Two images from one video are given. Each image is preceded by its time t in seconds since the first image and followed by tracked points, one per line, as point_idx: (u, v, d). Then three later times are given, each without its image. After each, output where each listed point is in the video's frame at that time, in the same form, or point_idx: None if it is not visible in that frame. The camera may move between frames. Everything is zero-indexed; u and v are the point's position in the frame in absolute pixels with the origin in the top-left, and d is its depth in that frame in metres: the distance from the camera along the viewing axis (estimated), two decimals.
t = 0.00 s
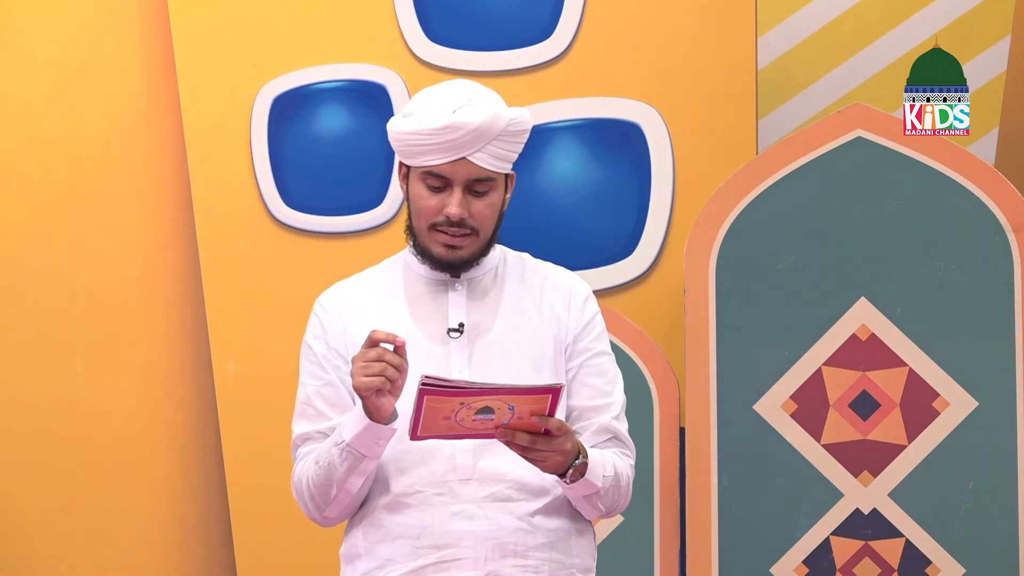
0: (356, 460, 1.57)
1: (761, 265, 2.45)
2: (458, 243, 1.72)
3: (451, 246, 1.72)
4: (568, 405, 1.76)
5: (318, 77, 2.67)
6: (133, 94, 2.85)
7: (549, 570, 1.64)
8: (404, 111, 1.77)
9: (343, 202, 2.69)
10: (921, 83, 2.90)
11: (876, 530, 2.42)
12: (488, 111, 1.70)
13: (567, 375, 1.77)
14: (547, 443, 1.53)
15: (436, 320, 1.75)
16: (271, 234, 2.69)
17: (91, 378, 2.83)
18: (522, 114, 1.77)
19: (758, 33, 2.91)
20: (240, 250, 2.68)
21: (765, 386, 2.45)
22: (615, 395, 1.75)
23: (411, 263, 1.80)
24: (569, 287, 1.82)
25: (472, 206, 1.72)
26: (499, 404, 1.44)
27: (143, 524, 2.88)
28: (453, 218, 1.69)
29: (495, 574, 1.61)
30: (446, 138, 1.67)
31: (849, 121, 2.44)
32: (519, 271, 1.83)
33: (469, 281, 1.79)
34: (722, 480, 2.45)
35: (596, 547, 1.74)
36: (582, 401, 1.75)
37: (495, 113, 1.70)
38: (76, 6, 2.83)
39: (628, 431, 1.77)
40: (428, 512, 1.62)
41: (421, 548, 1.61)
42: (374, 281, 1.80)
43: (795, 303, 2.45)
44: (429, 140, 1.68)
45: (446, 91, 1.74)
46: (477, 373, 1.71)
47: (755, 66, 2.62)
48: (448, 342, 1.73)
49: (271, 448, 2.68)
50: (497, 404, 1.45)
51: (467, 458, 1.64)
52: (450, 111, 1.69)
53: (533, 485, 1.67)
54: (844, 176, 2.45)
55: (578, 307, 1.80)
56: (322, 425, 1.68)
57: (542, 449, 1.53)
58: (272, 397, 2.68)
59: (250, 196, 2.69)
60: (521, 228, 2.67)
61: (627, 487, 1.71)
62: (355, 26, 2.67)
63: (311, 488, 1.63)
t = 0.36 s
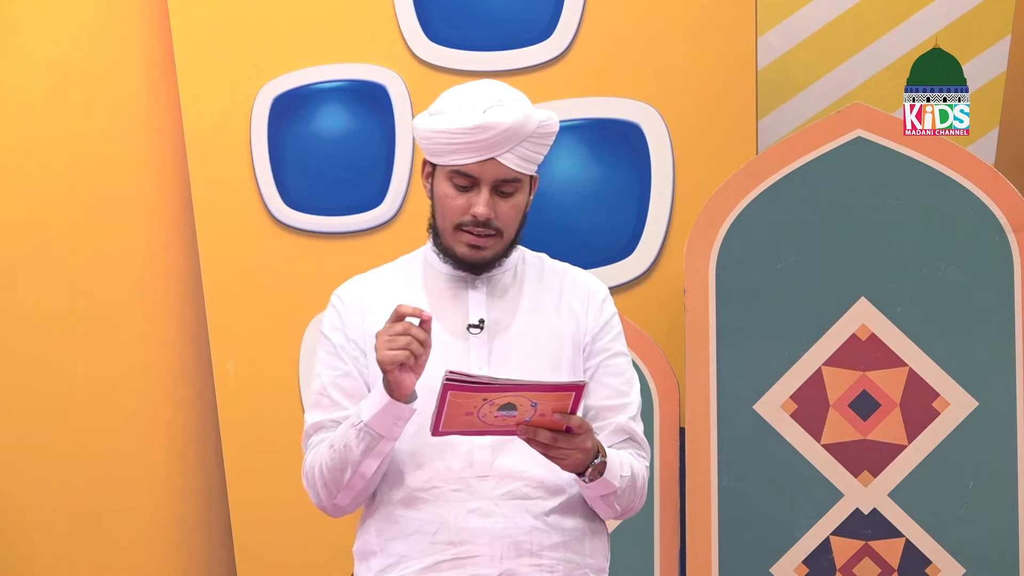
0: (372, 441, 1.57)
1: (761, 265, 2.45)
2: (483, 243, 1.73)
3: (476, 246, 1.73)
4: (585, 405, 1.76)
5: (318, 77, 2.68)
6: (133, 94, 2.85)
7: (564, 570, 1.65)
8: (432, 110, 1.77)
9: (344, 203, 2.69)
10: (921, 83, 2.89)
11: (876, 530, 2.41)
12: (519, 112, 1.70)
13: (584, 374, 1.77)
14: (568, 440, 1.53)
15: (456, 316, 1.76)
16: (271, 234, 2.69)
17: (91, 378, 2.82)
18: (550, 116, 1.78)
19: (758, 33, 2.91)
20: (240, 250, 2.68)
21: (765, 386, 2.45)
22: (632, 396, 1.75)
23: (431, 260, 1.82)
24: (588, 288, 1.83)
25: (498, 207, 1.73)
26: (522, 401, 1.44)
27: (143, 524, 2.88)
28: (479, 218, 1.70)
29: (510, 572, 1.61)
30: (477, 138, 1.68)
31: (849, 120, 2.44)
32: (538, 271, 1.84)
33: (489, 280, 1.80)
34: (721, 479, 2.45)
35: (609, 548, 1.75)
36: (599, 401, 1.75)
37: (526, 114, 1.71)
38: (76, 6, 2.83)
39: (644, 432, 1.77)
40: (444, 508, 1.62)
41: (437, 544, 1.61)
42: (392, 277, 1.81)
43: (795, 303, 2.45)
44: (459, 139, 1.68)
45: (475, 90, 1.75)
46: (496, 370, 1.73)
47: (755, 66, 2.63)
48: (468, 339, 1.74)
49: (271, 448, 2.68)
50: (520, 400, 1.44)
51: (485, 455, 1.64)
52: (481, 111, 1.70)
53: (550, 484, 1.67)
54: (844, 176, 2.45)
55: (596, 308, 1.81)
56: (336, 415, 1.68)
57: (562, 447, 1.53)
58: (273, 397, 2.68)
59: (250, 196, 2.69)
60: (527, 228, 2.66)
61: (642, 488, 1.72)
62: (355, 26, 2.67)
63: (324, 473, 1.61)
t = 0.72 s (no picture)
0: (388, 405, 1.60)
1: (761, 265, 2.45)
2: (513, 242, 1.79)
3: (506, 246, 1.79)
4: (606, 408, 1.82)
5: (318, 77, 2.67)
6: (133, 94, 2.85)
7: (580, 572, 1.69)
8: (466, 107, 1.82)
9: (344, 203, 2.69)
10: (921, 83, 2.89)
11: (876, 530, 2.41)
12: (555, 112, 1.76)
13: (605, 376, 1.84)
14: (592, 446, 1.57)
15: (479, 315, 1.82)
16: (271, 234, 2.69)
17: (91, 378, 2.82)
18: (582, 116, 1.84)
19: (758, 33, 2.91)
20: (239, 250, 2.68)
21: (765, 386, 2.45)
22: (652, 401, 1.82)
23: (454, 259, 1.89)
24: (608, 292, 1.90)
25: (530, 206, 1.78)
26: (548, 405, 1.47)
27: (143, 524, 2.88)
28: (511, 217, 1.76)
29: (527, 572, 1.65)
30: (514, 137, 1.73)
31: (849, 120, 2.44)
32: (560, 274, 1.90)
33: (512, 280, 1.86)
34: (722, 480, 2.45)
35: (624, 551, 1.80)
36: (619, 405, 1.81)
37: (562, 115, 1.77)
38: (76, 6, 2.83)
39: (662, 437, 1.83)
40: (462, 507, 1.67)
41: (454, 543, 1.66)
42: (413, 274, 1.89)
43: (796, 303, 2.45)
44: (497, 137, 1.74)
45: (510, 89, 1.80)
46: (518, 369, 1.79)
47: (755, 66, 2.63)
48: (490, 339, 1.80)
49: (271, 448, 2.68)
50: (546, 405, 1.47)
51: (504, 455, 1.69)
52: (517, 110, 1.75)
53: (568, 486, 1.72)
54: (844, 176, 2.45)
55: (618, 312, 1.88)
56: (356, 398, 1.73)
57: (586, 452, 1.57)
58: (273, 397, 2.68)
59: (250, 196, 2.69)
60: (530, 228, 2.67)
61: (661, 493, 1.75)
62: (355, 26, 2.67)
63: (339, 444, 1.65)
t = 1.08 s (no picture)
0: (433, 363, 1.52)
1: (761, 265, 2.46)
2: (547, 231, 1.71)
3: (541, 235, 1.70)
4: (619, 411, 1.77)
5: (318, 77, 2.67)
6: (132, 94, 2.85)
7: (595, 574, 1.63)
8: (492, 99, 1.76)
9: (344, 203, 2.69)
10: (921, 83, 2.89)
11: (876, 530, 2.41)
12: (591, 96, 1.72)
13: (620, 379, 1.78)
14: (605, 460, 1.54)
15: (498, 315, 1.75)
16: (271, 234, 2.68)
17: (91, 378, 2.82)
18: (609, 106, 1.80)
19: (758, 33, 2.91)
20: (239, 250, 2.68)
21: (765, 386, 2.45)
22: (665, 405, 1.77)
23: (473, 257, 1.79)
24: (623, 293, 1.84)
25: (565, 194, 1.71)
26: (562, 421, 1.43)
27: (143, 524, 2.87)
28: (549, 203, 1.68)
29: (543, 573, 1.58)
30: (552, 120, 1.68)
31: (848, 120, 2.45)
32: (576, 275, 1.84)
33: (531, 278, 1.79)
34: (722, 479, 2.46)
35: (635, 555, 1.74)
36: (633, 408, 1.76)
37: (597, 100, 1.73)
38: (76, 6, 2.83)
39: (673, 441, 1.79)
40: (480, 505, 1.60)
41: (471, 540, 1.59)
42: (433, 266, 1.77)
43: (796, 303, 2.45)
44: (533, 121, 1.68)
45: (540, 78, 1.75)
46: (538, 370, 1.71)
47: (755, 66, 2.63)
48: (510, 338, 1.72)
49: (271, 448, 2.68)
50: (560, 420, 1.43)
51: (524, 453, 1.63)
52: (552, 95, 1.70)
53: (586, 486, 1.66)
54: (845, 176, 2.45)
55: (633, 314, 1.82)
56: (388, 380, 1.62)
57: (600, 467, 1.54)
58: (273, 397, 2.68)
59: (250, 196, 2.69)
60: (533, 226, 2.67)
61: (671, 499, 1.71)
62: (355, 25, 2.67)
63: (377, 413, 1.54)
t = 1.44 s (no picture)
0: (513, 397, 1.50)
1: (761, 265, 2.45)
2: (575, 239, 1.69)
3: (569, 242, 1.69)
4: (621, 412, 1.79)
5: (318, 77, 2.67)
6: (132, 94, 2.85)
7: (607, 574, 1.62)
8: (519, 106, 1.73)
9: (344, 203, 2.69)
10: (921, 83, 2.89)
11: (876, 530, 2.41)
12: (622, 108, 1.74)
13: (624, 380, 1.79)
14: (622, 471, 1.56)
15: (513, 315, 1.71)
16: (271, 234, 2.69)
17: (92, 378, 2.83)
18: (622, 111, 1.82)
19: (759, 32, 2.90)
20: (239, 250, 2.68)
21: (765, 386, 2.45)
22: (664, 406, 1.79)
23: (484, 258, 1.76)
24: (624, 295, 1.85)
25: (595, 204, 1.71)
26: (585, 433, 1.43)
27: (142, 525, 2.87)
28: (583, 213, 1.67)
29: (560, 573, 1.57)
30: (593, 131, 1.68)
31: (848, 120, 2.44)
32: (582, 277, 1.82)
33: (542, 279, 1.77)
34: (722, 479, 2.45)
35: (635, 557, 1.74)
36: (634, 409, 1.79)
37: (626, 112, 1.75)
38: (76, 6, 2.83)
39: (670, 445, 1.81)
40: (500, 504, 1.58)
41: (489, 540, 1.56)
42: (444, 266, 1.75)
43: (796, 303, 2.45)
44: (577, 134, 1.67)
45: (564, 87, 1.74)
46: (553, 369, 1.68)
47: (754, 66, 2.65)
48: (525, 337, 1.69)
49: (272, 448, 2.68)
50: (583, 433, 1.43)
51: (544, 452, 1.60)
52: (586, 106, 1.70)
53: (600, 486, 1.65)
54: (845, 176, 2.45)
55: (635, 316, 1.84)
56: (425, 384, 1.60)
57: (617, 478, 1.56)
58: (272, 397, 2.68)
59: (250, 196, 2.69)
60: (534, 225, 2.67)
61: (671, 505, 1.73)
62: (355, 25, 2.68)
63: (443, 437, 1.50)
